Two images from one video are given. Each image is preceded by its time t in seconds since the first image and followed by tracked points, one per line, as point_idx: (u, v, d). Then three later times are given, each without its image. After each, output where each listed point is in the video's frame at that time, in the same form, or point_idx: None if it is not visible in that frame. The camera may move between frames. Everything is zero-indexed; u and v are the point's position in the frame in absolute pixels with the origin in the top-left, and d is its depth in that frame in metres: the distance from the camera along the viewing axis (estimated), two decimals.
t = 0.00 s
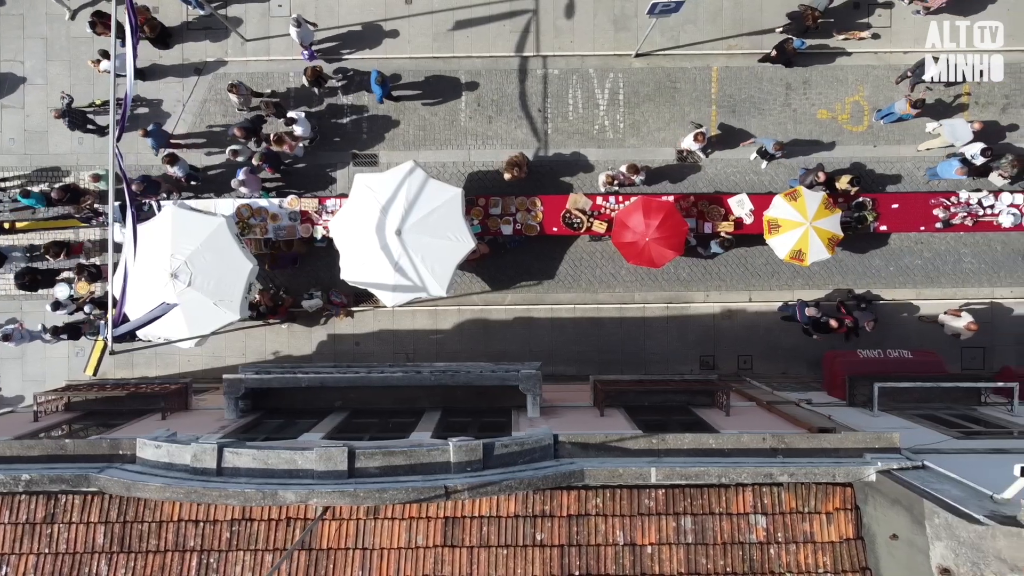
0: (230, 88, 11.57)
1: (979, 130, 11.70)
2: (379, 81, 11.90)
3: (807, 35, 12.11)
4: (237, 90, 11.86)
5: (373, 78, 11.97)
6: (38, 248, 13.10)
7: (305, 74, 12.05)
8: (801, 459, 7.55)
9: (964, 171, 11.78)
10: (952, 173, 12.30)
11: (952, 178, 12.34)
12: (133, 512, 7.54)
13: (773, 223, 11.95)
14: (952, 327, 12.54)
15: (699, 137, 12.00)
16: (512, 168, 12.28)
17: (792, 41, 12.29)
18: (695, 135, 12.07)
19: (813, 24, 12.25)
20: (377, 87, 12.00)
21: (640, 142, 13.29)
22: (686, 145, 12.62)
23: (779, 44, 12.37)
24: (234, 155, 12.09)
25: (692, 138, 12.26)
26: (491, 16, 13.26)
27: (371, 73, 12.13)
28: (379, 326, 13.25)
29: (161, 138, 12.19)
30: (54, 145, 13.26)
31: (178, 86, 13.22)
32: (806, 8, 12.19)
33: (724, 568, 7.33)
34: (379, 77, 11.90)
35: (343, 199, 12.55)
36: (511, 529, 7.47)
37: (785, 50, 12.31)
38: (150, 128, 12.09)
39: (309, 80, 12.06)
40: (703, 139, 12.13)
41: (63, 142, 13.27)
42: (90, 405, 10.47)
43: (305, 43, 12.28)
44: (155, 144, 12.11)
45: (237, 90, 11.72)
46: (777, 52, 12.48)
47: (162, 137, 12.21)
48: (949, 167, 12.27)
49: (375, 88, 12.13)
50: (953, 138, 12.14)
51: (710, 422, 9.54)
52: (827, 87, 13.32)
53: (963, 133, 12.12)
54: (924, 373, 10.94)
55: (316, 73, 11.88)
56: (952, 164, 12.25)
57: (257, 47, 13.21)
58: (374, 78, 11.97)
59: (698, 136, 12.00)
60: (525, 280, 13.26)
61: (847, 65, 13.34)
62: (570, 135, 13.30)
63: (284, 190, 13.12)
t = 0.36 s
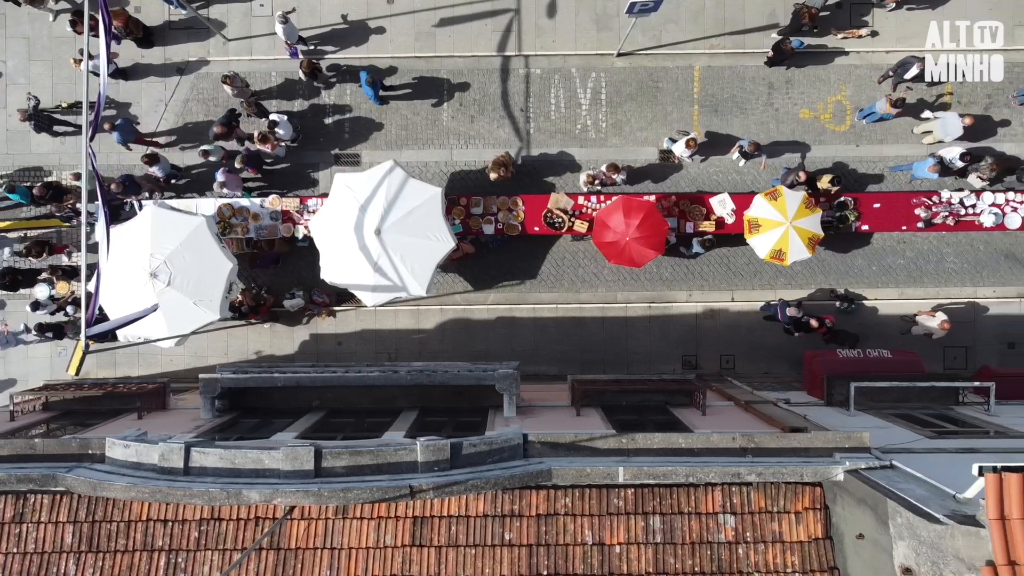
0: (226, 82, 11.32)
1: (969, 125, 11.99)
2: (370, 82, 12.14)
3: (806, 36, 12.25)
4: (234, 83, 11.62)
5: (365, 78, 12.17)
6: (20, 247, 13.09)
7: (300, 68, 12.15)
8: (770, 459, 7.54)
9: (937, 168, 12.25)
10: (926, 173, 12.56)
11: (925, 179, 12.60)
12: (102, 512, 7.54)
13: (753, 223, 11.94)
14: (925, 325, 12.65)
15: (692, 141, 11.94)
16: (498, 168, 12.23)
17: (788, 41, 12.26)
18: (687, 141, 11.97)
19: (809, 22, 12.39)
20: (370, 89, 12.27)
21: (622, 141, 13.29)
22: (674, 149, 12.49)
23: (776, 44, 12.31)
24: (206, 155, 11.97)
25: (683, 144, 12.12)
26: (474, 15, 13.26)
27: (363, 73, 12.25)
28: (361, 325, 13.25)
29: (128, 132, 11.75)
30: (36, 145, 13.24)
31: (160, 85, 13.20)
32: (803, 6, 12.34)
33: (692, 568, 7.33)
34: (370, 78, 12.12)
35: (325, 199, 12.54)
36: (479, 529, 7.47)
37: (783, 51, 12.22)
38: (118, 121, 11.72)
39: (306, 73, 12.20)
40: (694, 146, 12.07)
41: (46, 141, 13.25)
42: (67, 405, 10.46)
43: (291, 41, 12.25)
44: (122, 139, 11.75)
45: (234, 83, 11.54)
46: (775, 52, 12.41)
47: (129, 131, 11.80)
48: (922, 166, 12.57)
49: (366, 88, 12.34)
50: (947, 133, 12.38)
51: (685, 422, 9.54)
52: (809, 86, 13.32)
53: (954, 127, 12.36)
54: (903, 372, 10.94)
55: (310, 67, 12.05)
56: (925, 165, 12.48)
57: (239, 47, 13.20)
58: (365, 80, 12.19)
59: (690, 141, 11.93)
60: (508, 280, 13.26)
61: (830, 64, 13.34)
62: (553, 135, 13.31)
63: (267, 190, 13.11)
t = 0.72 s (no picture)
0: (221, 77, 11.84)
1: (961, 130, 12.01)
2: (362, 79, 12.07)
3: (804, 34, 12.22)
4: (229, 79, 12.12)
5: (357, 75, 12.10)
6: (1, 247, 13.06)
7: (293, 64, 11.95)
8: (738, 458, 7.53)
9: (907, 161, 11.96)
10: (897, 168, 12.35)
11: (894, 175, 12.37)
12: (70, 512, 7.54)
13: (734, 222, 11.93)
14: (897, 328, 12.85)
15: (682, 147, 11.76)
16: (482, 169, 12.27)
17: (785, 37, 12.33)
18: (677, 146, 11.85)
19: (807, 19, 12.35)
20: (361, 85, 12.16)
21: (604, 141, 13.29)
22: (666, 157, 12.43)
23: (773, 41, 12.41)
24: (177, 158, 11.94)
25: (675, 151, 12.07)
26: (456, 14, 13.26)
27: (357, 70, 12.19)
28: (343, 325, 13.25)
29: (96, 128, 11.77)
30: (18, 144, 13.22)
31: (143, 85, 13.18)
32: (801, 3, 12.33)
33: (659, 568, 7.33)
34: (362, 75, 12.03)
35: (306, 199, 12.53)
36: (447, 529, 7.46)
37: (779, 48, 12.31)
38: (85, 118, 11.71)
39: (298, 68, 11.97)
40: (685, 150, 11.91)
41: (27, 141, 13.23)
42: (44, 404, 10.45)
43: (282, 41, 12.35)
44: (90, 134, 11.71)
45: (229, 80, 12.06)
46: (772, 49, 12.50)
47: (97, 127, 11.78)
48: (893, 161, 12.37)
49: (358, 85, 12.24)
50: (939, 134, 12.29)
51: (661, 421, 9.53)
52: (791, 86, 13.31)
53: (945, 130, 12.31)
54: (881, 372, 10.94)
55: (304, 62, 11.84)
56: (896, 160, 12.32)
57: (221, 46, 13.19)
58: (358, 76, 12.07)
59: (680, 147, 11.75)
60: (490, 280, 13.25)
61: (812, 64, 13.33)
62: (535, 135, 13.30)
63: (249, 190, 13.09)
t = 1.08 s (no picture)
0: (216, 75, 11.72)
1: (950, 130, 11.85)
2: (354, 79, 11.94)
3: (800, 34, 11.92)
4: (225, 77, 12.06)
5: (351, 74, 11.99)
6: None
7: (286, 60, 12.01)
8: (707, 458, 7.52)
9: (880, 159, 11.84)
10: (870, 168, 12.24)
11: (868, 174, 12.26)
12: (39, 511, 7.54)
13: (714, 222, 11.92)
14: (871, 332, 12.72)
15: (665, 150, 11.87)
16: (468, 172, 12.13)
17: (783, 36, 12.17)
18: (665, 151, 11.87)
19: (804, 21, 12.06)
20: (352, 85, 12.00)
21: (586, 141, 13.28)
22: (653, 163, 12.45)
23: (771, 39, 12.25)
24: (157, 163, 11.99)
25: (659, 156, 12.07)
26: (438, 14, 13.26)
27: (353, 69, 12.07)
28: (325, 325, 13.25)
29: (64, 129, 11.79)
30: None
31: (124, 84, 13.16)
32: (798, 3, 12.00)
33: (626, 568, 7.33)
34: (355, 74, 11.93)
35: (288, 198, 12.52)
36: (415, 528, 7.46)
37: (776, 45, 12.19)
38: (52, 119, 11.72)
39: (290, 64, 12.03)
40: (670, 155, 12.02)
41: (9, 140, 13.22)
42: (21, 404, 10.44)
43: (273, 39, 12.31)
44: (59, 136, 11.74)
45: (226, 78, 12.01)
46: (769, 47, 12.37)
47: (65, 128, 11.79)
48: (868, 161, 12.22)
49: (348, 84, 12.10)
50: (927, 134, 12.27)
51: (636, 421, 9.53)
52: (773, 86, 13.30)
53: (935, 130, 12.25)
54: (859, 372, 10.94)
55: (298, 58, 11.92)
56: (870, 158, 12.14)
57: (203, 46, 13.19)
58: (351, 75, 11.95)
59: (665, 153, 11.81)
60: (472, 279, 13.25)
61: (796, 63, 13.31)
62: (517, 134, 13.29)
63: (231, 189, 13.10)
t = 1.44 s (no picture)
0: (216, 72, 11.59)
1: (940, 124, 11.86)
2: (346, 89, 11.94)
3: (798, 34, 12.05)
4: (226, 76, 11.97)
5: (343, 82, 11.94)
6: None
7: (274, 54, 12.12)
8: (675, 458, 7.51)
9: (850, 162, 11.75)
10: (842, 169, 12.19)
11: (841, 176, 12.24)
12: (7, 511, 7.54)
13: (694, 222, 11.91)
14: (849, 335, 12.78)
15: (651, 162, 11.97)
16: (452, 174, 12.13)
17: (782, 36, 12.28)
18: (649, 163, 12.01)
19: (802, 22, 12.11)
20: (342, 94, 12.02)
21: (568, 140, 13.28)
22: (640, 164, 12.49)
23: (770, 40, 12.44)
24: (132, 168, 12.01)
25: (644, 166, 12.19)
26: (420, 15, 13.27)
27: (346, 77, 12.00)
28: (307, 325, 13.25)
29: (31, 131, 11.97)
30: None
31: (106, 84, 13.16)
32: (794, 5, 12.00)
33: (594, 568, 7.33)
34: (346, 84, 11.90)
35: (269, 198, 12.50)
36: (383, 528, 7.46)
37: (775, 46, 12.38)
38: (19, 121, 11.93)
39: (280, 60, 12.16)
40: (656, 164, 12.13)
41: None
42: None
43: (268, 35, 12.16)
44: (25, 136, 11.92)
45: (226, 76, 11.95)
46: (770, 48, 12.57)
47: (31, 130, 11.97)
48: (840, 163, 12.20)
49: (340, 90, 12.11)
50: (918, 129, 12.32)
51: (612, 421, 9.52)
52: (755, 85, 13.30)
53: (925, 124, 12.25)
54: (837, 372, 10.95)
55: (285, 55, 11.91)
56: (842, 162, 12.09)
57: (185, 46, 13.18)
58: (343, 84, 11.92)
59: (650, 162, 11.98)
60: (454, 279, 13.25)
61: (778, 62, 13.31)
62: (499, 134, 13.29)
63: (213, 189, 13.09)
